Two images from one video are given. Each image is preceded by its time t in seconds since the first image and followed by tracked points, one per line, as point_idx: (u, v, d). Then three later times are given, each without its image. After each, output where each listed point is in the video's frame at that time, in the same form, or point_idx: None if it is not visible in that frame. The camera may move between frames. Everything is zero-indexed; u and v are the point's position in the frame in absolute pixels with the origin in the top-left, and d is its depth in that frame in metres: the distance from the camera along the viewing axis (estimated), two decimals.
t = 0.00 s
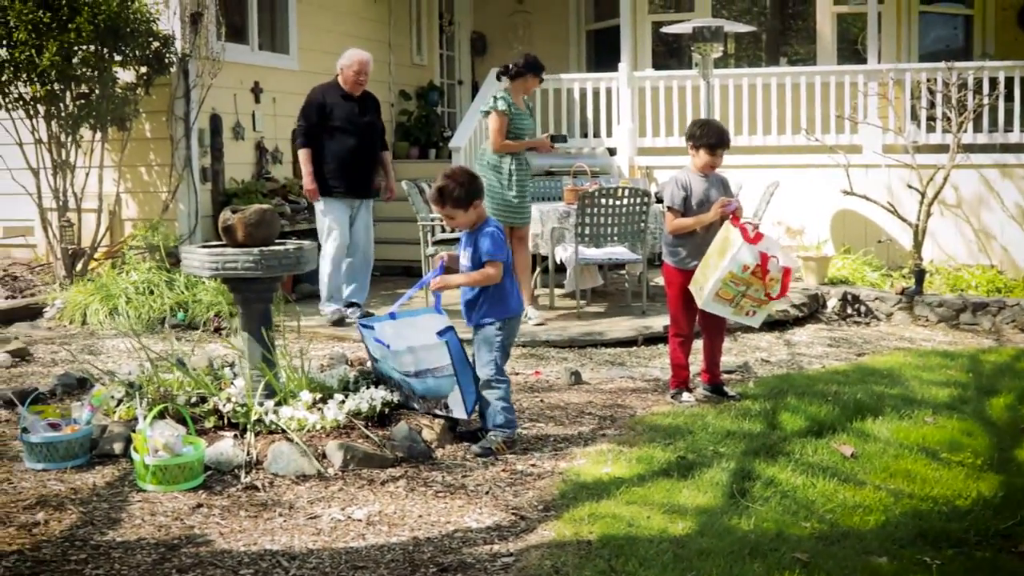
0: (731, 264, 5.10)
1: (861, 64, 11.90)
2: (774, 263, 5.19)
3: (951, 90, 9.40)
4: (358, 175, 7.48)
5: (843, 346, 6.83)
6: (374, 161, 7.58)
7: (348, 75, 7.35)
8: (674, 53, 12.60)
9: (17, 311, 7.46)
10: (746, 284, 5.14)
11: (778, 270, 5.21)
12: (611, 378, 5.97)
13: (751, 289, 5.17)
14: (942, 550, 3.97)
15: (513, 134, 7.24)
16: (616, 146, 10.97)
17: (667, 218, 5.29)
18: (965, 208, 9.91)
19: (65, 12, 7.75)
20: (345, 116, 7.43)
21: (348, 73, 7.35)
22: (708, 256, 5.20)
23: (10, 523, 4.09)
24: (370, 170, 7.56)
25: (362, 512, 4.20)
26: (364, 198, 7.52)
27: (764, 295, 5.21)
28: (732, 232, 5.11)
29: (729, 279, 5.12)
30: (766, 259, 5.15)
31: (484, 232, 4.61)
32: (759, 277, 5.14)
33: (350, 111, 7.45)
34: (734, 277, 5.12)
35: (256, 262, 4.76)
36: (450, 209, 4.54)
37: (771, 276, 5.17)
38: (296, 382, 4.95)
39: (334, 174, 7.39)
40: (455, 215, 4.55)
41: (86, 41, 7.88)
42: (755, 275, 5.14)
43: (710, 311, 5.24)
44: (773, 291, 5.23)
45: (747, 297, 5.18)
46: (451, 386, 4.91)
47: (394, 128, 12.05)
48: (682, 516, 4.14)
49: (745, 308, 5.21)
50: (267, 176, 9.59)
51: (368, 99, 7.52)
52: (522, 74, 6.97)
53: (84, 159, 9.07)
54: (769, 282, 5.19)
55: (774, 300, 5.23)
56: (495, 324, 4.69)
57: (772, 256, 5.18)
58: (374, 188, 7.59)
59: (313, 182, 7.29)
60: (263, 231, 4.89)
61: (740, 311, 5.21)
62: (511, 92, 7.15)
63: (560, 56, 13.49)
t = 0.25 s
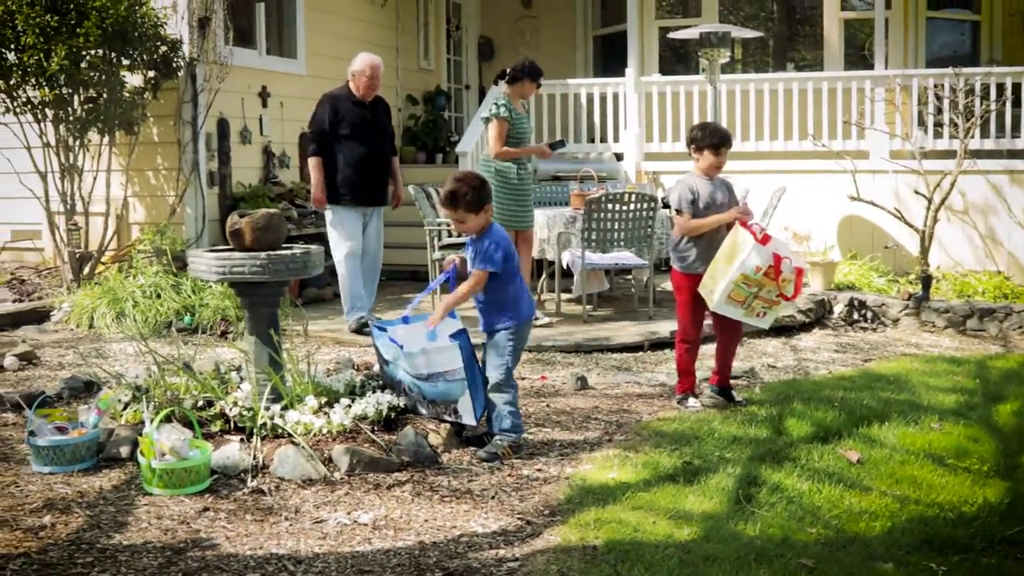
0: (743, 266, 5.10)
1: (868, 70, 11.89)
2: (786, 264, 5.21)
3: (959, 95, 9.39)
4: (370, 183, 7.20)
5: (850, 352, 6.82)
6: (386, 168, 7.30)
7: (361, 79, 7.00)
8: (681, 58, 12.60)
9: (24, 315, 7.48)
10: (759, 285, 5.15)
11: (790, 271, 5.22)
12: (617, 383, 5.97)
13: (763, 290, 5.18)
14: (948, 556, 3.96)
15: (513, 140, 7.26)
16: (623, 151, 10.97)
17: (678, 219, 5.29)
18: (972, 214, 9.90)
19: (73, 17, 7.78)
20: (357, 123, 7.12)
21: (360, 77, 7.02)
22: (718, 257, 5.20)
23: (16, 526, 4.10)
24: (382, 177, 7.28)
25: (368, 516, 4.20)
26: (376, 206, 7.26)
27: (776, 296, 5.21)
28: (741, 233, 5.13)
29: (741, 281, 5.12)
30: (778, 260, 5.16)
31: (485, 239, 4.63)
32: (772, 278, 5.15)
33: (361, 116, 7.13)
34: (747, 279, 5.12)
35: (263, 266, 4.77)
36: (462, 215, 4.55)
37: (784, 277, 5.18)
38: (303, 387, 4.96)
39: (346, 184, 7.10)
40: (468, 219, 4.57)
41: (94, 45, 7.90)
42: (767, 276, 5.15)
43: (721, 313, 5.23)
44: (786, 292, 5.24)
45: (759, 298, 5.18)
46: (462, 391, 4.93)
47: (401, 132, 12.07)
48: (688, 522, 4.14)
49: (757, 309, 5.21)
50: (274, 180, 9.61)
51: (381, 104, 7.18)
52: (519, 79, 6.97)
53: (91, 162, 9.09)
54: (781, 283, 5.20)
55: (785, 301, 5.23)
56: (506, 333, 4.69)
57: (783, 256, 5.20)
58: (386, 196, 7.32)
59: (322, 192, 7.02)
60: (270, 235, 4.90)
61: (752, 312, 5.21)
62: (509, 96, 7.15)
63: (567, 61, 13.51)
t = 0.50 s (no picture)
0: (763, 262, 5.08)
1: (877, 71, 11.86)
2: (804, 256, 5.19)
3: (967, 97, 9.36)
4: (381, 183, 7.07)
5: (857, 354, 6.79)
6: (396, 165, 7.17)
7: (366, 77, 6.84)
8: (688, 59, 12.58)
9: (29, 316, 7.47)
10: (779, 279, 5.13)
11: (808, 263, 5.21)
12: (624, 386, 5.94)
13: (783, 284, 5.16)
14: (956, 560, 3.94)
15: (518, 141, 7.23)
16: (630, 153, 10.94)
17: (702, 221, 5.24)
18: (980, 216, 9.86)
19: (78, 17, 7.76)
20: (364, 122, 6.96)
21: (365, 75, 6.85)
22: (737, 258, 5.18)
23: (20, 529, 4.09)
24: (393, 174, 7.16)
25: (373, 519, 4.18)
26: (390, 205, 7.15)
27: (797, 289, 5.19)
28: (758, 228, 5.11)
29: (762, 277, 5.10)
30: (797, 253, 5.15)
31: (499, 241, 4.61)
32: (792, 271, 5.13)
33: (368, 114, 6.98)
34: (767, 274, 5.10)
35: (268, 267, 4.75)
36: (477, 215, 4.53)
37: (803, 269, 5.15)
38: (308, 389, 4.93)
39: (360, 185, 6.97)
40: (482, 218, 4.56)
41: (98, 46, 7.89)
42: (787, 270, 5.13)
43: (743, 311, 5.21)
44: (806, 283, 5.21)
45: (780, 293, 5.16)
46: (470, 383, 4.88)
47: (407, 134, 12.05)
48: (694, 525, 4.12)
49: (779, 304, 5.19)
50: (279, 181, 9.59)
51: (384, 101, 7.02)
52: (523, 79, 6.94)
53: (96, 164, 9.08)
54: (801, 275, 5.17)
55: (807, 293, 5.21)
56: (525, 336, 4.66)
57: (801, 249, 5.19)
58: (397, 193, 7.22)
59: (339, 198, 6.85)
60: (275, 236, 4.88)
61: (774, 308, 5.18)
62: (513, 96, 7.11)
63: (573, 62, 13.49)
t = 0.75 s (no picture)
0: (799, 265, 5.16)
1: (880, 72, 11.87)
2: (840, 267, 5.25)
3: (970, 98, 9.36)
4: (395, 182, 6.78)
5: (860, 355, 6.79)
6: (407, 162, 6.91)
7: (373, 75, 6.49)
8: (691, 60, 12.59)
9: (34, 317, 7.48)
10: (812, 286, 5.20)
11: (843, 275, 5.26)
12: (627, 386, 5.95)
13: (815, 292, 5.23)
14: (959, 560, 3.96)
15: (524, 142, 7.23)
16: (633, 153, 10.95)
17: (729, 221, 5.27)
18: (983, 217, 9.86)
19: (81, 19, 7.77)
20: (375, 120, 6.63)
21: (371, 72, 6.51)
22: (773, 260, 5.20)
23: (25, 529, 4.10)
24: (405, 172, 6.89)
25: (376, 519, 4.19)
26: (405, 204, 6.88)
27: (826, 298, 5.25)
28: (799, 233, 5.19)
29: (795, 281, 5.16)
30: (834, 262, 5.21)
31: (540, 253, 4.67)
32: (826, 280, 5.20)
33: (376, 111, 6.65)
34: (801, 279, 5.17)
35: (272, 268, 4.76)
36: (520, 224, 4.54)
37: (837, 280, 5.21)
38: (311, 389, 4.93)
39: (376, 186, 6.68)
40: (525, 229, 4.58)
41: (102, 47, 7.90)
42: (821, 278, 5.20)
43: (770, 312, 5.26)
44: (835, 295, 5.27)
45: (810, 300, 5.22)
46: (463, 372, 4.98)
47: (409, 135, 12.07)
48: (696, 526, 4.13)
49: (806, 311, 5.25)
50: (283, 182, 9.61)
51: (389, 97, 6.68)
52: (530, 81, 6.92)
53: (99, 165, 9.10)
54: (834, 286, 5.24)
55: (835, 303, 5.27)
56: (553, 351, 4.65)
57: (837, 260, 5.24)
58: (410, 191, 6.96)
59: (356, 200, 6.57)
60: (279, 237, 4.89)
61: (801, 313, 5.24)
62: (520, 99, 7.11)
63: (577, 63, 13.50)
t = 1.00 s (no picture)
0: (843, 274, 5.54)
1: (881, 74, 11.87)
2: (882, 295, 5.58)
3: (971, 100, 9.35)
4: (410, 185, 6.54)
5: (861, 357, 6.79)
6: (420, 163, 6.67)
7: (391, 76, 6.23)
8: (693, 62, 12.59)
9: (35, 318, 7.49)
10: (849, 298, 5.54)
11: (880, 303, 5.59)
12: (628, 388, 5.95)
13: (850, 305, 5.55)
14: (959, 562, 3.96)
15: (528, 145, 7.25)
16: (634, 155, 10.95)
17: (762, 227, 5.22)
18: (984, 219, 9.86)
19: (84, 20, 7.78)
20: (391, 123, 6.35)
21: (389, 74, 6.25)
22: (808, 272, 5.55)
23: (26, 530, 4.12)
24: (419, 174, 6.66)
25: (377, 520, 4.20)
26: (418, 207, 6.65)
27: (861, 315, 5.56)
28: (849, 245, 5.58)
29: (837, 288, 5.54)
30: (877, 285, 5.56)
31: (574, 268, 4.38)
32: (864, 296, 5.52)
33: (393, 113, 6.39)
34: (842, 289, 5.54)
35: (273, 269, 4.76)
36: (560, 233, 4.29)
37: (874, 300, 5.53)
38: (312, 390, 4.93)
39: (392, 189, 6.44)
40: (565, 240, 4.31)
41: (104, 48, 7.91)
42: (861, 293, 5.54)
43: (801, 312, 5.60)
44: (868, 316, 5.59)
45: (842, 311, 5.55)
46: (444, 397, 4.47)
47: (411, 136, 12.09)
48: (696, 528, 4.13)
49: (835, 320, 5.57)
50: (284, 183, 9.62)
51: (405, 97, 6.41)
52: (538, 83, 7.00)
53: (101, 166, 9.11)
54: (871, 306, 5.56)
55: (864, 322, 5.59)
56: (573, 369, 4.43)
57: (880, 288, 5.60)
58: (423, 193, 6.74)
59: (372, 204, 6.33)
60: (280, 238, 4.90)
61: (830, 322, 5.56)
62: (527, 102, 7.17)
63: (578, 65, 13.51)
